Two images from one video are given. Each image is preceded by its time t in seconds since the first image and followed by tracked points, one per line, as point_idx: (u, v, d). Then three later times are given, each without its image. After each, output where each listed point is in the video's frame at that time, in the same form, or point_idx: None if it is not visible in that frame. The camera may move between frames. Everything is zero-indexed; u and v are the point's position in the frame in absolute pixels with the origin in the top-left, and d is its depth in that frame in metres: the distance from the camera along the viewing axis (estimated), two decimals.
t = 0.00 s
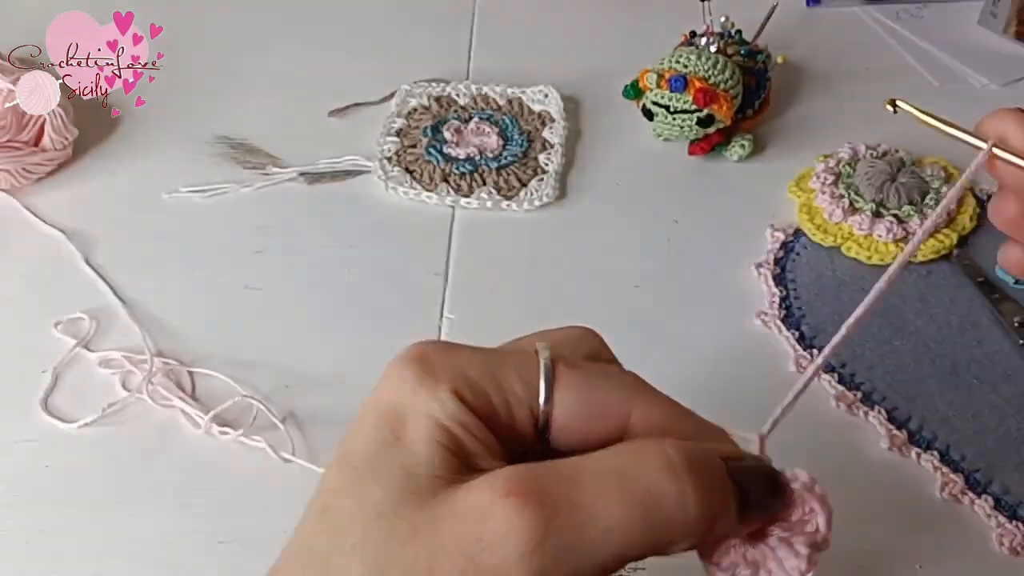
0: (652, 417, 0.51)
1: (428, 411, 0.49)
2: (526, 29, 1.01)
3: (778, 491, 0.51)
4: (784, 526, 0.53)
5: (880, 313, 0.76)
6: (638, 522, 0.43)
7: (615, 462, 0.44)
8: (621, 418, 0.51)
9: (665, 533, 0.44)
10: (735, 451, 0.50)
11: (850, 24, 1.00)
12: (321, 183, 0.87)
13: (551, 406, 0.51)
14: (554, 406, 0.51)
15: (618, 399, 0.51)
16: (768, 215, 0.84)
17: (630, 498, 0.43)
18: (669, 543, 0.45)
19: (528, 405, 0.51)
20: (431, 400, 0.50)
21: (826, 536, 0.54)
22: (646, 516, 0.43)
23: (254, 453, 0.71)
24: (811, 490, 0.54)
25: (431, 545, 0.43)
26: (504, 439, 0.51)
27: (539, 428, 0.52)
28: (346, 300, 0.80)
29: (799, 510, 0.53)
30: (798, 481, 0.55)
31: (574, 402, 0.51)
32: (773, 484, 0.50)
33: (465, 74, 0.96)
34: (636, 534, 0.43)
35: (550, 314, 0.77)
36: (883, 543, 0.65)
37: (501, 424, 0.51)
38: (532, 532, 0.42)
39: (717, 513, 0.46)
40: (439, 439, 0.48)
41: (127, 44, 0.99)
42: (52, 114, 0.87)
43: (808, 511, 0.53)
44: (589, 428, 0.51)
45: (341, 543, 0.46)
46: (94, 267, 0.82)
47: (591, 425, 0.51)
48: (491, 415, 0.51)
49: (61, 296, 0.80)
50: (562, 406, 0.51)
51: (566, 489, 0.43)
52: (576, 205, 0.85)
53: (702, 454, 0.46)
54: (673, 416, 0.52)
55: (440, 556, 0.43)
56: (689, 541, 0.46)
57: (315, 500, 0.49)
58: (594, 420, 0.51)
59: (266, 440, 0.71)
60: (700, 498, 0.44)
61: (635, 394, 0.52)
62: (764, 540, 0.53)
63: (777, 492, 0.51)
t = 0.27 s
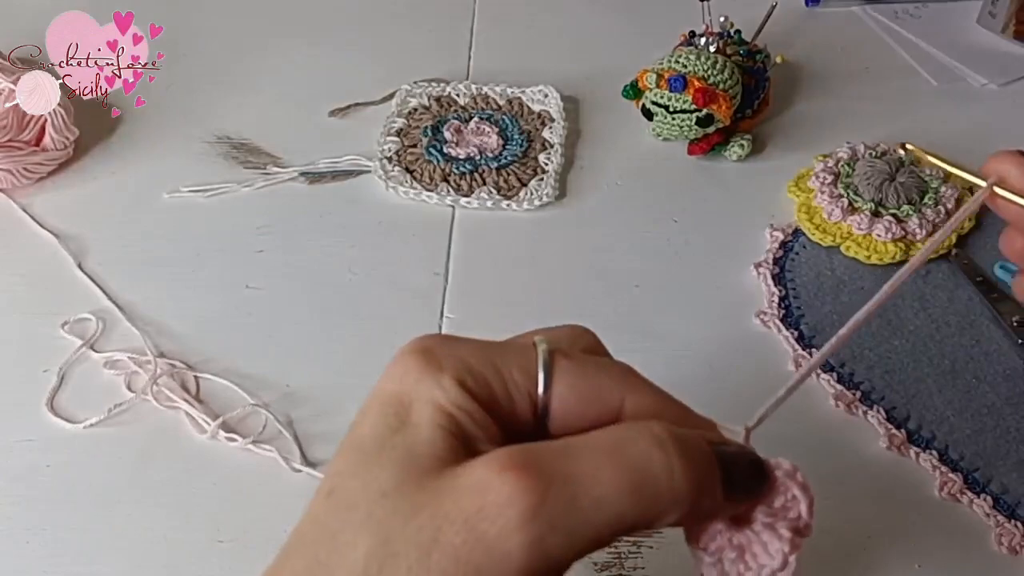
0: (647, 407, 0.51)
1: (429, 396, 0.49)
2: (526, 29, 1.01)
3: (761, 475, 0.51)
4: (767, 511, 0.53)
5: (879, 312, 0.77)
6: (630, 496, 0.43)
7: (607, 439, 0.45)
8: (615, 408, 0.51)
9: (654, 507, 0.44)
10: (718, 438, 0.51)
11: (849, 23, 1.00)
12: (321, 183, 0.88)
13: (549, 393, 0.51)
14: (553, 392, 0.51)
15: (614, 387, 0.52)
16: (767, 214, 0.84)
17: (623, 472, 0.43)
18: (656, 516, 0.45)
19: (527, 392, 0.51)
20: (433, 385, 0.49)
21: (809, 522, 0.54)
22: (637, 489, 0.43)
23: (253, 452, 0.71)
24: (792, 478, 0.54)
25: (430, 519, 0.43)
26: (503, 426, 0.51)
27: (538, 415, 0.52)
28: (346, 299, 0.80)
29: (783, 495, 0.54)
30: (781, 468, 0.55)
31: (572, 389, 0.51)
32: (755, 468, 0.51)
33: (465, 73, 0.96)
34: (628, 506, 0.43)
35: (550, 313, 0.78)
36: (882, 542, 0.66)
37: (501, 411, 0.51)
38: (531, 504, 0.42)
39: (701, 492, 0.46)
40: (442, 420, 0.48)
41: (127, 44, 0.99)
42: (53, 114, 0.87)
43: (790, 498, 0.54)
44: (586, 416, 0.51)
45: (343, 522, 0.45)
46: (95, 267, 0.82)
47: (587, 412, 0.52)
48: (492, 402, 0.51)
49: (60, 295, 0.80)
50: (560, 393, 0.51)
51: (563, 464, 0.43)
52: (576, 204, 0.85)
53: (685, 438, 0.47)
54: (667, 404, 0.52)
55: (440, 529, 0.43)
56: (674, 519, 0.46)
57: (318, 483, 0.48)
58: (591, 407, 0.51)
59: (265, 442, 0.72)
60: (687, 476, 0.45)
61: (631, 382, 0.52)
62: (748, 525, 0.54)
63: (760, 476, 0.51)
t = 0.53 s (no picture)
0: (653, 407, 0.51)
1: (441, 391, 0.49)
2: (526, 28, 1.01)
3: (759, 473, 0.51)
4: (766, 509, 0.53)
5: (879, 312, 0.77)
6: (638, 491, 0.43)
7: (614, 433, 0.45)
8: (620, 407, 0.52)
9: (660, 502, 0.44)
10: (721, 437, 0.51)
11: (849, 23, 1.00)
12: (321, 183, 0.88)
13: (557, 390, 0.52)
14: (561, 389, 0.52)
15: (620, 384, 0.52)
16: (767, 214, 0.84)
17: (630, 465, 0.44)
18: (663, 511, 0.45)
19: (535, 389, 0.52)
20: (445, 381, 0.50)
21: (807, 522, 0.53)
22: (644, 482, 0.44)
23: (254, 452, 0.71)
24: (792, 478, 0.53)
25: (442, 510, 0.43)
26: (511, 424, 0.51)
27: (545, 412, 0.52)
28: (346, 299, 0.80)
29: (783, 494, 0.53)
30: (781, 468, 0.54)
31: (579, 386, 0.52)
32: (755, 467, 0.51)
33: (465, 73, 0.96)
34: (636, 501, 0.43)
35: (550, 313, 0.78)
36: (882, 542, 0.66)
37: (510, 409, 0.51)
38: (541, 495, 0.42)
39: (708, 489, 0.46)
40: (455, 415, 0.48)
41: (127, 44, 0.99)
42: (52, 114, 0.87)
43: (789, 498, 0.53)
44: (593, 413, 0.52)
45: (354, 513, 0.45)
46: (94, 267, 0.82)
47: (593, 410, 0.52)
48: (502, 399, 0.51)
49: (60, 295, 0.80)
50: (567, 391, 0.52)
51: (573, 457, 0.43)
52: (576, 204, 0.85)
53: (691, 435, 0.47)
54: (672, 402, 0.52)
55: (451, 521, 0.43)
56: (677, 515, 0.46)
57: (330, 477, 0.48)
58: (598, 404, 0.51)
59: (300, 441, 0.72)
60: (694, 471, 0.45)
61: (637, 380, 0.52)
62: (748, 522, 0.53)
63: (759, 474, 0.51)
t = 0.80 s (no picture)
0: (616, 359, 0.53)
1: (416, 352, 0.51)
2: (526, 28, 1.01)
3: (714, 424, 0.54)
4: (721, 459, 0.55)
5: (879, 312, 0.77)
6: (599, 431, 0.46)
7: (575, 380, 0.47)
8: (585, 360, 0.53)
9: (620, 442, 0.47)
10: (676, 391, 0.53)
11: (850, 23, 1.00)
12: (321, 183, 0.88)
13: (525, 350, 0.53)
14: (529, 350, 0.53)
15: (586, 343, 0.53)
16: (767, 214, 0.84)
17: (590, 409, 0.46)
18: (621, 453, 0.47)
19: (505, 351, 0.53)
20: (419, 342, 0.51)
21: (760, 471, 0.56)
22: (602, 424, 0.46)
23: (254, 452, 0.71)
24: (744, 432, 0.56)
25: (413, 455, 0.46)
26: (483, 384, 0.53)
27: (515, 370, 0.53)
28: (346, 298, 0.80)
29: (736, 446, 0.55)
30: (734, 422, 0.56)
31: (547, 347, 0.53)
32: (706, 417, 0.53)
33: (465, 74, 0.96)
34: (596, 440, 0.46)
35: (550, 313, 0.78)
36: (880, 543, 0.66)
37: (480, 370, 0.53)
38: (505, 435, 0.45)
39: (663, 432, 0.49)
40: (426, 370, 0.50)
41: (127, 44, 0.99)
42: (52, 114, 0.87)
43: (743, 449, 0.55)
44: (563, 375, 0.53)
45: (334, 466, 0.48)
46: (93, 267, 0.82)
47: (561, 368, 0.53)
48: (473, 359, 0.52)
49: (60, 294, 0.81)
50: (536, 352, 0.53)
51: (537, 401, 0.46)
52: (576, 204, 0.85)
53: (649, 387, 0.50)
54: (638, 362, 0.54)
55: (421, 468, 0.45)
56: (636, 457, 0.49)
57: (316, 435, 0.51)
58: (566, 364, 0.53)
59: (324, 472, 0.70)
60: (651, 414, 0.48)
61: (603, 340, 0.54)
62: (704, 472, 0.55)
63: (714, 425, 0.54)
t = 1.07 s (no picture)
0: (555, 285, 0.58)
1: (360, 277, 0.56)
2: (527, 27, 1.00)
3: (637, 342, 0.55)
4: (646, 381, 0.58)
5: (881, 312, 0.76)
6: (482, 320, 0.49)
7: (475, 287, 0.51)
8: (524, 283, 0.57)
9: (506, 336, 0.49)
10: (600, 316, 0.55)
11: (852, 22, 1.00)
12: (320, 182, 0.87)
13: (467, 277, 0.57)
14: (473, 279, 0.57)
15: (525, 270, 0.58)
16: (769, 214, 0.84)
17: (481, 305, 0.49)
18: (515, 351, 0.50)
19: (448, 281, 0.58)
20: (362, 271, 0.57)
21: (686, 394, 0.58)
22: (492, 321, 0.49)
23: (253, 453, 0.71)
24: (672, 352, 0.58)
25: (320, 353, 0.51)
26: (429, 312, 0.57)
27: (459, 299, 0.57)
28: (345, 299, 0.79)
29: (662, 366, 0.58)
30: (663, 346, 0.58)
31: (489, 276, 0.57)
32: (631, 336, 0.55)
33: (465, 72, 0.96)
34: (480, 328, 0.49)
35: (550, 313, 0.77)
36: (883, 544, 0.65)
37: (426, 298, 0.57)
38: (392, 324, 0.49)
39: (562, 335, 0.50)
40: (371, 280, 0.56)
41: (127, 44, 0.98)
42: (52, 114, 0.86)
43: (667, 370, 0.57)
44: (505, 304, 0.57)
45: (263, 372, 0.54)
46: (91, 267, 0.82)
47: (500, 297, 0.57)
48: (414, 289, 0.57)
49: (58, 294, 0.80)
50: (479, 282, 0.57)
51: (432, 300, 0.50)
52: (577, 204, 0.85)
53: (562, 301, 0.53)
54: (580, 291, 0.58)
55: (325, 345, 0.51)
56: (534, 361, 0.51)
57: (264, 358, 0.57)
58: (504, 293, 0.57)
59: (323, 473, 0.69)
60: (543, 312, 0.50)
61: (545, 272, 0.58)
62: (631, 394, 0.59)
63: (637, 343, 0.55)
